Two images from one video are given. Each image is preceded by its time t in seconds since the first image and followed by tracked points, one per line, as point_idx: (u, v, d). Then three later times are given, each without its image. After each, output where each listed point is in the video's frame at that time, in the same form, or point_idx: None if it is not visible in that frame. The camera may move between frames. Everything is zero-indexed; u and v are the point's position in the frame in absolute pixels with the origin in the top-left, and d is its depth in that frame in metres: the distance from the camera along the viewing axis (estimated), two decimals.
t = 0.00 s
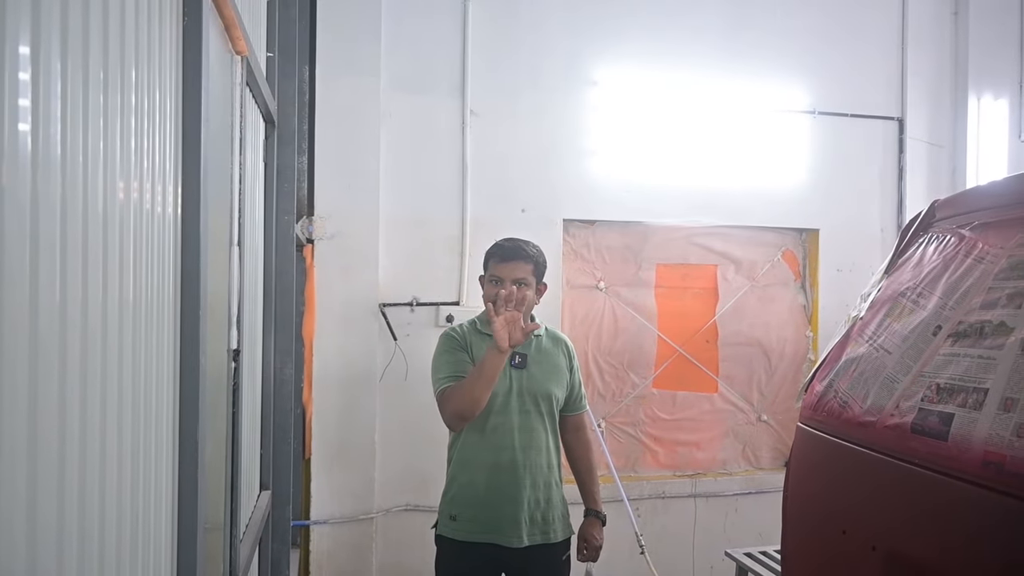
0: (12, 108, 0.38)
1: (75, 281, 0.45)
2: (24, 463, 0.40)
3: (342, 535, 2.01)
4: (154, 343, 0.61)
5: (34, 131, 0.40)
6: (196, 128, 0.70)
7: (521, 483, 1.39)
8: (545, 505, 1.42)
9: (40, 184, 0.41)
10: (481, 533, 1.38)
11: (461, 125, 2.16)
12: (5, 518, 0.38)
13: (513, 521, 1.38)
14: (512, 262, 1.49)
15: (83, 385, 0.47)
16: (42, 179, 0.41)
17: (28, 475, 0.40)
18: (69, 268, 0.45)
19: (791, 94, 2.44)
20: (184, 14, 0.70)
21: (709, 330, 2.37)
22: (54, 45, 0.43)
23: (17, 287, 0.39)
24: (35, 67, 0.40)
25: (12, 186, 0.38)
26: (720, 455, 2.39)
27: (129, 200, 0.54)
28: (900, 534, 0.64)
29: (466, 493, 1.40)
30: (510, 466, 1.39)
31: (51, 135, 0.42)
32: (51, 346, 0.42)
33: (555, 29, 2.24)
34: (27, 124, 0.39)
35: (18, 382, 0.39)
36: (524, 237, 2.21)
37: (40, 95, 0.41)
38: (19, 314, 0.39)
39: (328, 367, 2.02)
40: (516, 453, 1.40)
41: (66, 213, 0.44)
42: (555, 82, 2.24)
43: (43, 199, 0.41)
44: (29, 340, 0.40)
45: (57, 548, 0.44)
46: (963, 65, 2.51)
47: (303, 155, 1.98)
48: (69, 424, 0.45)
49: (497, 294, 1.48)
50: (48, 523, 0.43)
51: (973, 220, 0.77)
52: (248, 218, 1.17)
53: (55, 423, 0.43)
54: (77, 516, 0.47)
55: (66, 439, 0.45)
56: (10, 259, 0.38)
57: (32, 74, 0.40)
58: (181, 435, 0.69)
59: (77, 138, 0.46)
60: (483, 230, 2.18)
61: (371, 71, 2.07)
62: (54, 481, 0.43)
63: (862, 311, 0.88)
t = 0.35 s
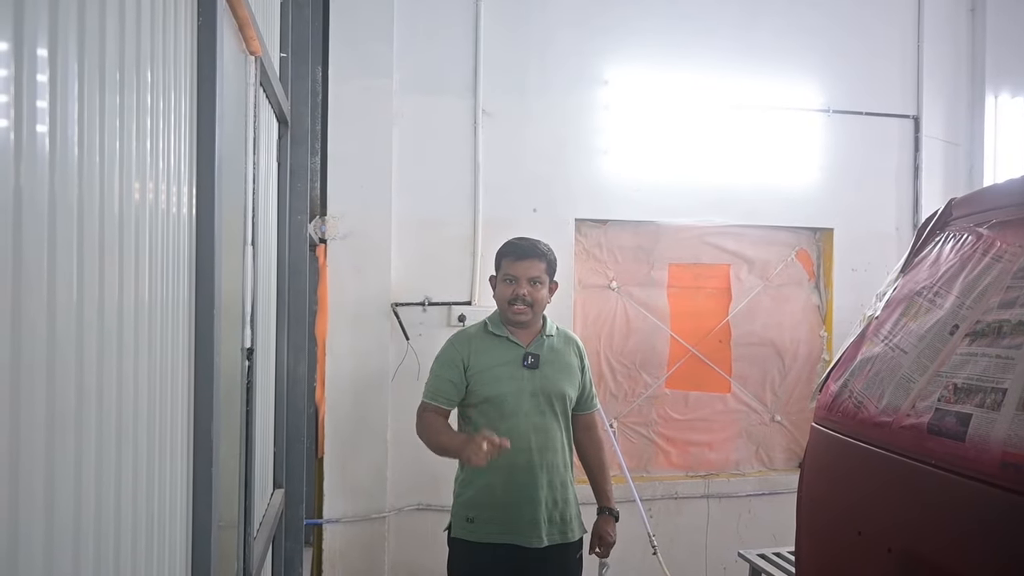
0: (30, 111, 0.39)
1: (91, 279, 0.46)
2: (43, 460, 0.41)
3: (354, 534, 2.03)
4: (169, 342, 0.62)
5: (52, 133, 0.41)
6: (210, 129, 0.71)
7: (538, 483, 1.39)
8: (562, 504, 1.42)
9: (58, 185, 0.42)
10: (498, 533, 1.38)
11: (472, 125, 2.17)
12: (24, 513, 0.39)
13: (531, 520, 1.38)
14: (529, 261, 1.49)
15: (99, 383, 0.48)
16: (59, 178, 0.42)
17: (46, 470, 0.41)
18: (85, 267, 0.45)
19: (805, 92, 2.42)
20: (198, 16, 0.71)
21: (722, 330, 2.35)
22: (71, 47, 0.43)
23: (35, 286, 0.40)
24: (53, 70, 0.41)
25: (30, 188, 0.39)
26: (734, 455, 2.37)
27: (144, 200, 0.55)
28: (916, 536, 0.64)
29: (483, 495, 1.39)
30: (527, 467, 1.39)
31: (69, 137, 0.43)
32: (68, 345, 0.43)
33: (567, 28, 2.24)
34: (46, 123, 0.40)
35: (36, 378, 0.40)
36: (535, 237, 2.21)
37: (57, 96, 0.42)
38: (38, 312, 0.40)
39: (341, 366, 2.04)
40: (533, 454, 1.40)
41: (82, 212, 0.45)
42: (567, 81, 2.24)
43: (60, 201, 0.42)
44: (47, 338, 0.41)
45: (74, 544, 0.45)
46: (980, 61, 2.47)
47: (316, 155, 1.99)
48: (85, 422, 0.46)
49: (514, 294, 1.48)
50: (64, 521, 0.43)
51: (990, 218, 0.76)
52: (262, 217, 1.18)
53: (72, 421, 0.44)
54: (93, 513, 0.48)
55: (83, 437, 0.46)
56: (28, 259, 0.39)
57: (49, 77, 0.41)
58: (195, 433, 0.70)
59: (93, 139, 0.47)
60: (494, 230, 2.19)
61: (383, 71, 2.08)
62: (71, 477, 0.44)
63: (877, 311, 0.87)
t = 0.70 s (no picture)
0: (50, 113, 0.40)
1: (107, 280, 0.47)
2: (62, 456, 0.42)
3: (364, 533, 2.04)
4: (183, 343, 0.63)
5: (70, 135, 0.42)
6: (223, 130, 0.72)
7: (541, 483, 1.40)
8: (567, 502, 1.43)
9: (76, 186, 0.43)
10: (505, 535, 1.39)
11: (482, 126, 2.17)
12: (45, 508, 0.40)
13: (535, 521, 1.39)
14: (536, 262, 1.48)
15: (115, 381, 0.49)
16: (78, 180, 0.43)
17: (64, 465, 0.42)
18: (102, 266, 0.46)
19: (816, 92, 2.41)
20: (212, 19, 0.72)
21: (732, 330, 2.34)
22: (88, 50, 0.44)
23: (55, 285, 0.40)
24: (71, 72, 0.42)
25: (49, 189, 0.40)
26: (743, 457, 2.36)
27: (159, 202, 0.56)
28: (928, 538, 0.63)
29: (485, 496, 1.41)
30: (527, 468, 1.40)
31: (86, 139, 0.44)
32: (86, 344, 0.44)
33: (576, 28, 2.24)
34: (65, 125, 0.41)
35: (54, 377, 0.41)
36: (545, 237, 2.22)
37: (75, 99, 0.43)
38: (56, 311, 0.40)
39: (351, 366, 2.05)
40: (533, 455, 1.41)
41: (100, 214, 0.46)
42: (576, 81, 2.24)
43: (77, 202, 0.43)
44: (66, 337, 0.42)
45: (91, 539, 0.46)
46: (994, 60, 2.44)
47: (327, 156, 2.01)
48: (101, 420, 0.47)
49: (522, 295, 1.47)
50: (82, 517, 0.44)
51: (1004, 219, 0.75)
52: (274, 218, 1.19)
53: (90, 418, 0.45)
54: (110, 509, 0.49)
55: (99, 434, 0.47)
56: (47, 259, 0.40)
57: (68, 79, 0.42)
58: (209, 433, 0.72)
59: (109, 140, 0.48)
60: (504, 230, 2.19)
61: (393, 72, 2.09)
62: (88, 474, 0.45)
63: (889, 312, 0.87)
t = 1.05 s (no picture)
0: (63, 115, 0.40)
1: (119, 280, 0.48)
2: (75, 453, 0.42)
3: (372, 533, 2.05)
4: (193, 342, 0.64)
5: (83, 137, 0.43)
6: (232, 132, 0.73)
7: (545, 480, 1.40)
8: (568, 497, 1.45)
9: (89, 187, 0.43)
10: (509, 531, 1.39)
11: (490, 126, 2.18)
12: (60, 505, 0.41)
13: (539, 517, 1.39)
14: (539, 264, 1.50)
15: (126, 380, 0.50)
16: (91, 182, 0.44)
17: (77, 463, 0.43)
18: (114, 267, 0.47)
19: (825, 91, 2.39)
20: (222, 22, 0.73)
21: (740, 330, 2.33)
22: (100, 52, 0.45)
23: (68, 286, 0.41)
24: (83, 75, 0.43)
25: (63, 191, 0.40)
26: (752, 457, 2.35)
27: (170, 203, 0.57)
28: (936, 540, 0.63)
29: (489, 493, 1.40)
30: (531, 464, 1.41)
31: (98, 141, 0.45)
32: (98, 342, 0.45)
33: (583, 28, 2.24)
34: (79, 128, 0.42)
35: (68, 373, 0.41)
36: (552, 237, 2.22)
37: (88, 102, 0.44)
38: (70, 310, 0.41)
39: (359, 366, 2.06)
40: (537, 451, 1.41)
41: (112, 216, 0.47)
42: (583, 81, 2.24)
43: (91, 203, 0.44)
44: (78, 337, 0.43)
45: (103, 536, 0.47)
46: (1004, 59, 2.42)
47: (335, 157, 2.02)
48: (113, 418, 0.48)
49: (529, 297, 1.48)
50: (95, 515, 0.45)
51: (1014, 220, 0.75)
52: (283, 220, 1.21)
53: (102, 417, 0.46)
54: (122, 507, 0.49)
55: (111, 433, 0.47)
56: (61, 259, 0.40)
57: (80, 81, 0.43)
58: (218, 432, 0.72)
59: (121, 142, 0.48)
60: (511, 231, 2.20)
61: (401, 73, 2.10)
62: (101, 471, 0.46)
63: (898, 312, 0.87)
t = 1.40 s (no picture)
0: (66, 116, 0.41)
1: (122, 280, 0.49)
2: (77, 453, 0.43)
3: (376, 532, 2.05)
4: (196, 341, 0.65)
5: (86, 138, 0.43)
6: (235, 132, 0.73)
7: (544, 477, 1.42)
8: (561, 492, 1.48)
9: (92, 188, 0.44)
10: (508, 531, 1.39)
11: (494, 127, 2.18)
12: (61, 505, 0.41)
13: (539, 514, 1.41)
14: (519, 265, 1.49)
15: (128, 381, 0.50)
16: (94, 182, 0.44)
17: (80, 462, 0.43)
18: (116, 267, 0.48)
19: (829, 90, 2.39)
20: (225, 23, 0.73)
21: (744, 330, 2.33)
22: (103, 53, 0.46)
23: (71, 287, 0.42)
24: (86, 76, 0.43)
25: (66, 192, 0.41)
26: (755, 457, 2.34)
27: (172, 202, 0.58)
28: (939, 540, 0.63)
29: (490, 494, 1.39)
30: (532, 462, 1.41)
31: (102, 142, 0.45)
32: (101, 341, 0.46)
33: (587, 28, 2.24)
34: (82, 129, 0.43)
35: (71, 372, 0.42)
36: (556, 237, 2.22)
37: (91, 102, 0.44)
38: (72, 309, 0.42)
39: (363, 366, 2.07)
40: (537, 449, 1.43)
41: (114, 217, 0.47)
42: (587, 81, 2.24)
43: (93, 204, 0.44)
44: (81, 337, 0.43)
45: (105, 535, 0.47)
46: (1009, 58, 2.41)
47: (339, 158, 2.03)
48: (116, 418, 0.48)
49: (510, 299, 1.48)
50: (96, 515, 0.45)
51: (1018, 219, 0.75)
52: (286, 220, 1.21)
53: (105, 416, 0.46)
54: (125, 507, 0.50)
55: (113, 433, 0.48)
56: (63, 259, 0.41)
57: (83, 82, 0.43)
58: (221, 432, 0.73)
59: (124, 142, 0.49)
60: (514, 231, 2.20)
61: (404, 74, 2.10)
62: (103, 472, 0.46)
63: (901, 312, 0.87)
